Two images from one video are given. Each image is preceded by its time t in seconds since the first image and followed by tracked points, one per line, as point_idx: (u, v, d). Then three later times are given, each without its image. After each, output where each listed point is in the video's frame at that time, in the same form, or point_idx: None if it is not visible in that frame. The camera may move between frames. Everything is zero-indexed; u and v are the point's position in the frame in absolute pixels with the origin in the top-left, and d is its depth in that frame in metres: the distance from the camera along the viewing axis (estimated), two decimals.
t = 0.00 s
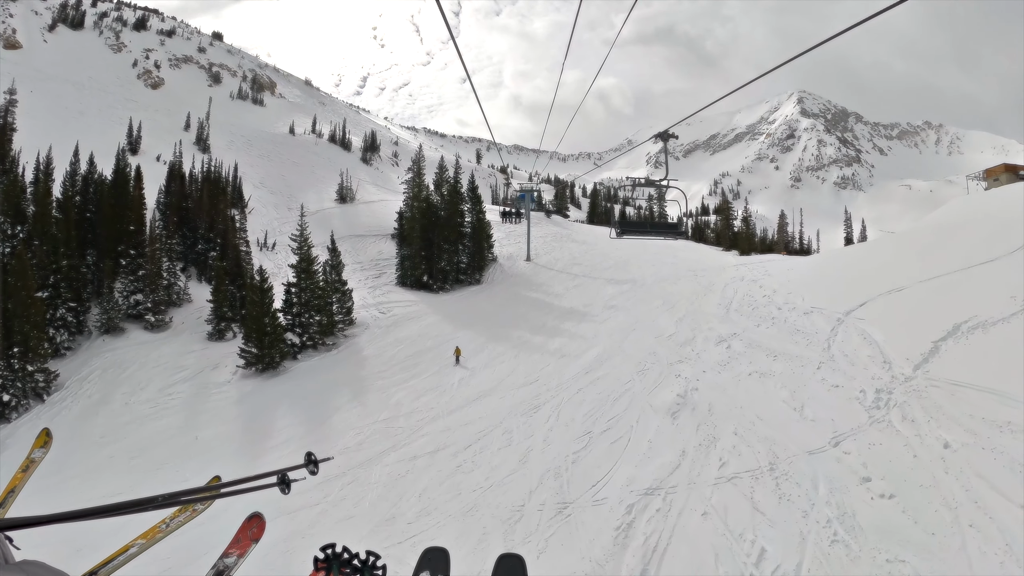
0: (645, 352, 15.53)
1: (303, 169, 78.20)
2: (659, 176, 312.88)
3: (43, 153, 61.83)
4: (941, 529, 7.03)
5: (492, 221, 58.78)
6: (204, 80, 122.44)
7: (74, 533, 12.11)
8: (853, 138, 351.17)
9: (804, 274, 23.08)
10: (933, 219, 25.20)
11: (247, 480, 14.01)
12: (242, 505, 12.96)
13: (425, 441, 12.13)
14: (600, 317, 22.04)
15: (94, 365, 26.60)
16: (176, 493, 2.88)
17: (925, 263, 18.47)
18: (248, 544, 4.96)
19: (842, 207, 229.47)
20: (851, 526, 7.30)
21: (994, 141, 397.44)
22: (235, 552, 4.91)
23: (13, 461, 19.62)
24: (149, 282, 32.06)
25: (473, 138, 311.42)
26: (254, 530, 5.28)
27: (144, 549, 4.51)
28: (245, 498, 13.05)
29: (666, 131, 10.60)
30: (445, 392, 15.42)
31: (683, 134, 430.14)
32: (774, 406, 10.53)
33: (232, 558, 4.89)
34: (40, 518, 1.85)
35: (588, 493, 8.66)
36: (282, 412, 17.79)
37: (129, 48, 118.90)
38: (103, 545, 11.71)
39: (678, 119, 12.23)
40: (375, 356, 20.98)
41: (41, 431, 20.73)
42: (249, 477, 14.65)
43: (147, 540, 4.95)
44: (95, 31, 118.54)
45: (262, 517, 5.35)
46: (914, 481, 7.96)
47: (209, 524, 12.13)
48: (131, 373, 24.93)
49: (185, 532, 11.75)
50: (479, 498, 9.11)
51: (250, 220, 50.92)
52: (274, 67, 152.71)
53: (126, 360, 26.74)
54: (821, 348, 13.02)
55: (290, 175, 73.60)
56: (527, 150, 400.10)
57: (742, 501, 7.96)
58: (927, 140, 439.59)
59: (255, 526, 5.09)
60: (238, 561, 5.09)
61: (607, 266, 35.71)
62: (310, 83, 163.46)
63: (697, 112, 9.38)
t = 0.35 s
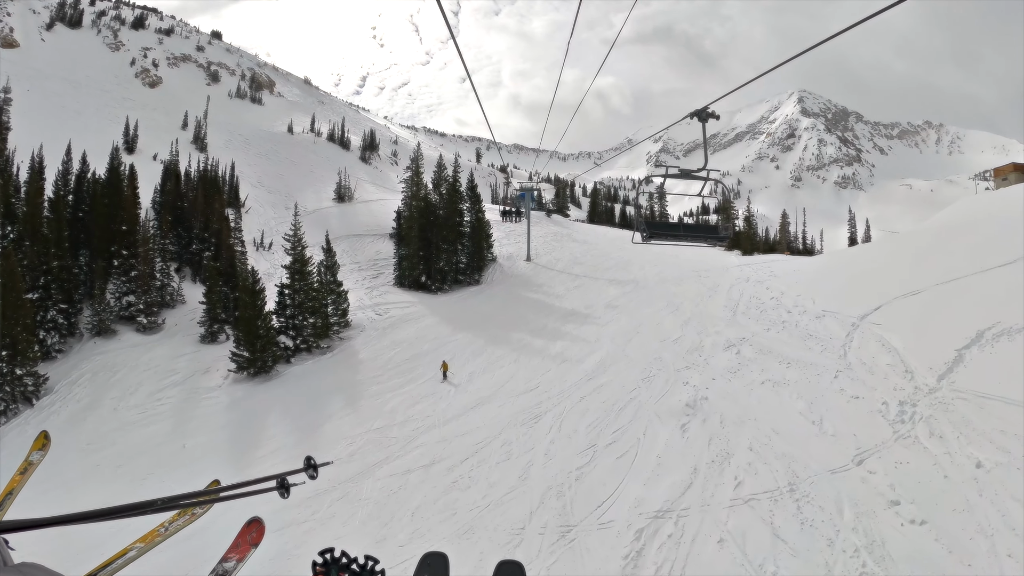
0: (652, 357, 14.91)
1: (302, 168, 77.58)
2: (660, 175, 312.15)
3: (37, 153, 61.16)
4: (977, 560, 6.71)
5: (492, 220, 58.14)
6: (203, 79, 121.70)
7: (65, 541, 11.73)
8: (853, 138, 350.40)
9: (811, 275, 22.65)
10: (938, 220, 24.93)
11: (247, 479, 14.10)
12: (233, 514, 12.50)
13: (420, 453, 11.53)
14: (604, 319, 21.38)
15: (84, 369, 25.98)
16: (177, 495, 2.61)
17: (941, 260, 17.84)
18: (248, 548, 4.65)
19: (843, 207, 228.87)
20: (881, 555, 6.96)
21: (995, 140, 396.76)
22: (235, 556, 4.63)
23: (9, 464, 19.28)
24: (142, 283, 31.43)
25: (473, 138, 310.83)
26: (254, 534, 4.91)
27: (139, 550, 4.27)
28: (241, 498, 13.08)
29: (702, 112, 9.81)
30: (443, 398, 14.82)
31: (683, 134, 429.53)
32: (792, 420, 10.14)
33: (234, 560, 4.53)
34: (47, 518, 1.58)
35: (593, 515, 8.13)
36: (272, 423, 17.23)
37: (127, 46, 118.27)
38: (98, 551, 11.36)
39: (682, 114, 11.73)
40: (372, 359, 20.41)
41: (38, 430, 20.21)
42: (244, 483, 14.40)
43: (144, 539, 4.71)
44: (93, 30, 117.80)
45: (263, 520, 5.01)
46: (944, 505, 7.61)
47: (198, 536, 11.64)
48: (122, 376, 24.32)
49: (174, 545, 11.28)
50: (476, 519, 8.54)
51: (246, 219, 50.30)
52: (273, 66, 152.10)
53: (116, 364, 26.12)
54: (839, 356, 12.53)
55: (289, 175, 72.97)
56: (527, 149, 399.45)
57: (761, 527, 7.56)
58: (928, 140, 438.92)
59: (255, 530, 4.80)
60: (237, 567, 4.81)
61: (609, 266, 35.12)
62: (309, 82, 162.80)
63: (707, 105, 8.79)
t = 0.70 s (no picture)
0: (657, 363, 14.33)
1: (300, 167, 76.95)
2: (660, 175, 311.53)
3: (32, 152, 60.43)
4: None
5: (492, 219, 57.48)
6: (201, 78, 121.02)
7: (61, 544, 11.48)
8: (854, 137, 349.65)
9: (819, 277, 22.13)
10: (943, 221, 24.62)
11: (243, 484, 13.72)
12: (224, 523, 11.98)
13: (414, 467, 10.94)
14: (606, 321, 20.78)
15: (74, 372, 25.35)
16: (173, 500, 2.79)
17: (956, 259, 17.25)
18: (248, 550, 4.56)
19: (844, 206, 228.27)
20: None
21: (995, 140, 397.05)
22: (235, 558, 4.56)
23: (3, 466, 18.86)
24: (134, 284, 30.77)
25: (473, 138, 310.51)
26: (252, 537, 4.90)
27: (144, 556, 4.41)
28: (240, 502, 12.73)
29: (768, 77, 6.70)
30: (440, 406, 14.25)
31: (683, 133, 428.74)
32: (812, 436, 9.68)
33: (232, 563, 4.45)
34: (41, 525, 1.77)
35: (600, 541, 7.66)
36: (259, 432, 16.64)
37: (125, 45, 117.62)
38: (93, 558, 11.01)
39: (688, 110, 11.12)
40: (368, 363, 19.85)
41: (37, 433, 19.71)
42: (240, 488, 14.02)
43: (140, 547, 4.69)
44: (91, 29, 117.14)
45: (262, 522, 4.92)
46: (979, 533, 7.21)
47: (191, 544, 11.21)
48: (112, 381, 23.68)
49: (160, 563, 10.63)
50: (472, 541, 8.00)
51: (242, 219, 49.64)
52: (272, 65, 151.61)
53: (107, 367, 25.52)
54: (856, 365, 12.04)
55: (286, 173, 72.30)
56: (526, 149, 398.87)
57: (783, 556, 7.13)
58: (928, 139, 438.12)
59: (255, 532, 4.70)
60: (236, 569, 4.73)
61: (610, 267, 34.48)
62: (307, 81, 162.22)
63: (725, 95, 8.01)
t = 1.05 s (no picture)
0: (663, 370, 13.69)
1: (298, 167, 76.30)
2: (660, 175, 310.79)
3: (26, 151, 59.66)
4: None
5: (492, 219, 56.77)
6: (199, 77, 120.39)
7: (52, 548, 11.15)
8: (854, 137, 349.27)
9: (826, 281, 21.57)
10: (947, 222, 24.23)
11: (244, 486, 13.53)
12: (214, 534, 11.46)
13: (407, 484, 10.33)
14: (609, 324, 20.12)
15: (63, 376, 24.73)
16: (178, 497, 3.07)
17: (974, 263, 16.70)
18: (246, 552, 5.51)
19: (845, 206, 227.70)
20: None
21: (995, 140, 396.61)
22: (234, 560, 5.47)
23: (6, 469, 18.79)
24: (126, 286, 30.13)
25: (473, 138, 309.80)
26: (249, 539, 5.84)
27: (148, 556, 5.18)
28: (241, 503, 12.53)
29: (887, 17, 4.24)
30: (437, 415, 13.63)
31: (684, 133, 427.88)
32: (833, 453, 9.17)
33: (233, 564, 5.40)
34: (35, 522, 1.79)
35: (607, 570, 7.14)
36: (249, 442, 16.01)
37: (123, 44, 116.89)
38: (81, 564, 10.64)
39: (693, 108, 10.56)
40: (364, 367, 19.26)
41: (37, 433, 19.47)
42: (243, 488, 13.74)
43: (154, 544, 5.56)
44: (89, 28, 116.47)
45: (259, 526, 5.87)
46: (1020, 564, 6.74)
47: (180, 555, 10.74)
48: (101, 386, 23.04)
49: None
50: (469, 569, 7.46)
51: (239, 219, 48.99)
52: (271, 64, 150.93)
53: (96, 372, 24.89)
54: (876, 374, 11.49)
55: (284, 173, 71.65)
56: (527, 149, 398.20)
57: None
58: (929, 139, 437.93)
59: (252, 535, 5.68)
60: (234, 567, 5.64)
61: (612, 267, 33.86)
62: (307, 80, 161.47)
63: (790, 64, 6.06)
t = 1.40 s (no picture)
0: (669, 378, 13.16)
1: (296, 167, 75.68)
2: (660, 175, 310.23)
3: (21, 151, 58.96)
4: None
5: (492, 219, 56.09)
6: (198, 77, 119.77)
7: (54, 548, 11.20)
8: (855, 137, 349.04)
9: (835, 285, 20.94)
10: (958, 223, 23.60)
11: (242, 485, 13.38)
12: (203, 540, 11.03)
13: (400, 501, 9.80)
14: (610, 328, 19.52)
15: (51, 381, 24.14)
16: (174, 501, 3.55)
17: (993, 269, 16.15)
18: (245, 551, 4.52)
19: (846, 206, 227.24)
20: None
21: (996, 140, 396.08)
22: (232, 560, 4.54)
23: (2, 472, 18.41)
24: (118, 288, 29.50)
25: (473, 138, 309.18)
26: (251, 538, 4.84)
27: (138, 559, 4.43)
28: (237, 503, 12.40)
29: None
30: (433, 425, 13.09)
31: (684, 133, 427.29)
32: (856, 474, 8.67)
33: (233, 562, 4.42)
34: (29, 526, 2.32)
35: None
36: (238, 451, 15.45)
37: (122, 44, 116.31)
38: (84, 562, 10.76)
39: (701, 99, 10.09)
40: (359, 372, 18.66)
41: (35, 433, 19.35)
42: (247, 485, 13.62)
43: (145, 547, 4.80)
44: (88, 28, 115.82)
45: (262, 522, 4.88)
46: None
47: (178, 555, 10.57)
48: (89, 391, 22.43)
49: None
50: None
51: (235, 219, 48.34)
52: (270, 64, 150.30)
53: (85, 376, 24.29)
54: (896, 387, 11.04)
55: (282, 173, 71.01)
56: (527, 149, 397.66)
57: None
58: (929, 139, 437.93)
59: (251, 532, 4.66)
60: (235, 570, 4.69)
61: (614, 269, 33.25)
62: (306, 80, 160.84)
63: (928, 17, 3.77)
